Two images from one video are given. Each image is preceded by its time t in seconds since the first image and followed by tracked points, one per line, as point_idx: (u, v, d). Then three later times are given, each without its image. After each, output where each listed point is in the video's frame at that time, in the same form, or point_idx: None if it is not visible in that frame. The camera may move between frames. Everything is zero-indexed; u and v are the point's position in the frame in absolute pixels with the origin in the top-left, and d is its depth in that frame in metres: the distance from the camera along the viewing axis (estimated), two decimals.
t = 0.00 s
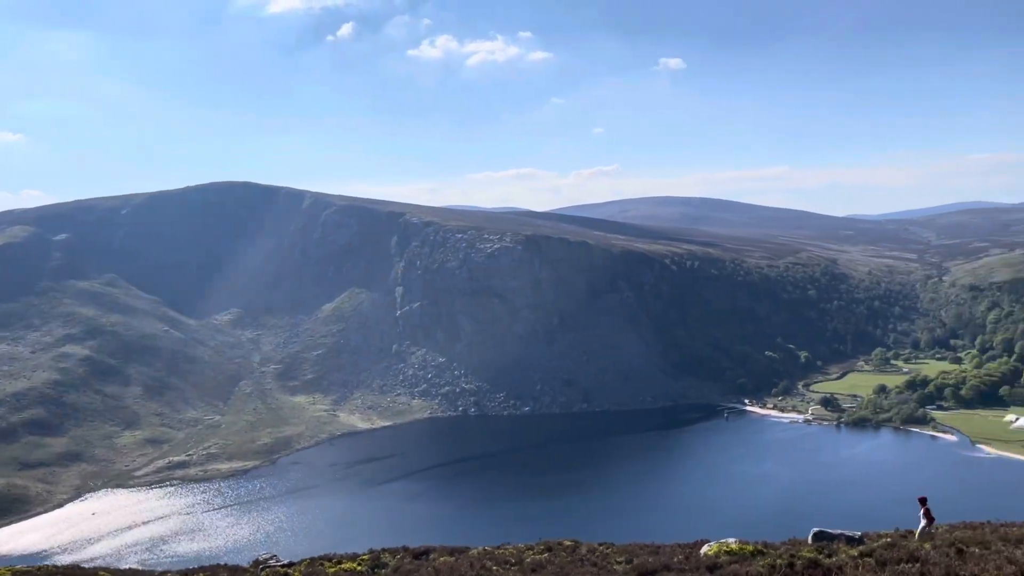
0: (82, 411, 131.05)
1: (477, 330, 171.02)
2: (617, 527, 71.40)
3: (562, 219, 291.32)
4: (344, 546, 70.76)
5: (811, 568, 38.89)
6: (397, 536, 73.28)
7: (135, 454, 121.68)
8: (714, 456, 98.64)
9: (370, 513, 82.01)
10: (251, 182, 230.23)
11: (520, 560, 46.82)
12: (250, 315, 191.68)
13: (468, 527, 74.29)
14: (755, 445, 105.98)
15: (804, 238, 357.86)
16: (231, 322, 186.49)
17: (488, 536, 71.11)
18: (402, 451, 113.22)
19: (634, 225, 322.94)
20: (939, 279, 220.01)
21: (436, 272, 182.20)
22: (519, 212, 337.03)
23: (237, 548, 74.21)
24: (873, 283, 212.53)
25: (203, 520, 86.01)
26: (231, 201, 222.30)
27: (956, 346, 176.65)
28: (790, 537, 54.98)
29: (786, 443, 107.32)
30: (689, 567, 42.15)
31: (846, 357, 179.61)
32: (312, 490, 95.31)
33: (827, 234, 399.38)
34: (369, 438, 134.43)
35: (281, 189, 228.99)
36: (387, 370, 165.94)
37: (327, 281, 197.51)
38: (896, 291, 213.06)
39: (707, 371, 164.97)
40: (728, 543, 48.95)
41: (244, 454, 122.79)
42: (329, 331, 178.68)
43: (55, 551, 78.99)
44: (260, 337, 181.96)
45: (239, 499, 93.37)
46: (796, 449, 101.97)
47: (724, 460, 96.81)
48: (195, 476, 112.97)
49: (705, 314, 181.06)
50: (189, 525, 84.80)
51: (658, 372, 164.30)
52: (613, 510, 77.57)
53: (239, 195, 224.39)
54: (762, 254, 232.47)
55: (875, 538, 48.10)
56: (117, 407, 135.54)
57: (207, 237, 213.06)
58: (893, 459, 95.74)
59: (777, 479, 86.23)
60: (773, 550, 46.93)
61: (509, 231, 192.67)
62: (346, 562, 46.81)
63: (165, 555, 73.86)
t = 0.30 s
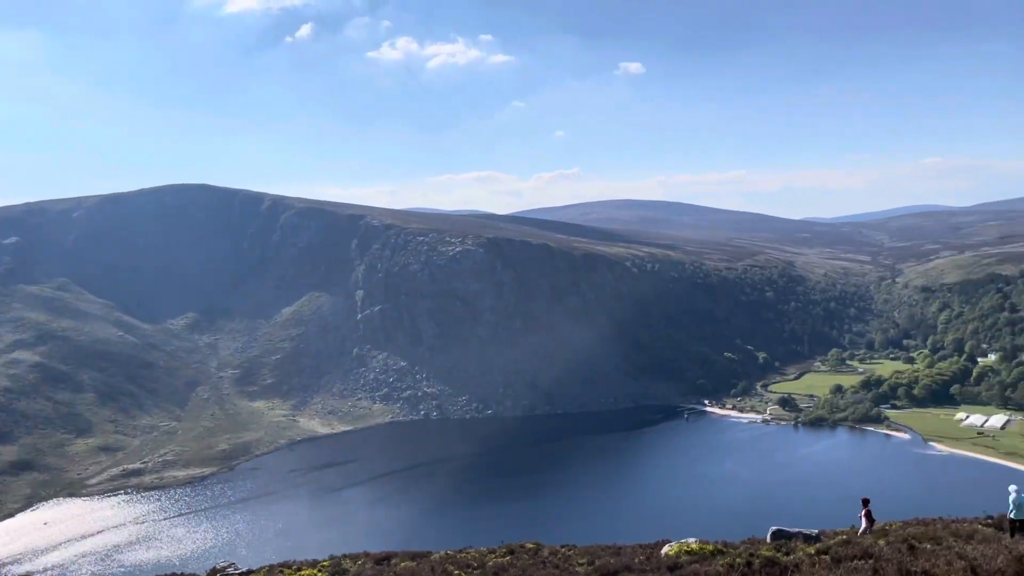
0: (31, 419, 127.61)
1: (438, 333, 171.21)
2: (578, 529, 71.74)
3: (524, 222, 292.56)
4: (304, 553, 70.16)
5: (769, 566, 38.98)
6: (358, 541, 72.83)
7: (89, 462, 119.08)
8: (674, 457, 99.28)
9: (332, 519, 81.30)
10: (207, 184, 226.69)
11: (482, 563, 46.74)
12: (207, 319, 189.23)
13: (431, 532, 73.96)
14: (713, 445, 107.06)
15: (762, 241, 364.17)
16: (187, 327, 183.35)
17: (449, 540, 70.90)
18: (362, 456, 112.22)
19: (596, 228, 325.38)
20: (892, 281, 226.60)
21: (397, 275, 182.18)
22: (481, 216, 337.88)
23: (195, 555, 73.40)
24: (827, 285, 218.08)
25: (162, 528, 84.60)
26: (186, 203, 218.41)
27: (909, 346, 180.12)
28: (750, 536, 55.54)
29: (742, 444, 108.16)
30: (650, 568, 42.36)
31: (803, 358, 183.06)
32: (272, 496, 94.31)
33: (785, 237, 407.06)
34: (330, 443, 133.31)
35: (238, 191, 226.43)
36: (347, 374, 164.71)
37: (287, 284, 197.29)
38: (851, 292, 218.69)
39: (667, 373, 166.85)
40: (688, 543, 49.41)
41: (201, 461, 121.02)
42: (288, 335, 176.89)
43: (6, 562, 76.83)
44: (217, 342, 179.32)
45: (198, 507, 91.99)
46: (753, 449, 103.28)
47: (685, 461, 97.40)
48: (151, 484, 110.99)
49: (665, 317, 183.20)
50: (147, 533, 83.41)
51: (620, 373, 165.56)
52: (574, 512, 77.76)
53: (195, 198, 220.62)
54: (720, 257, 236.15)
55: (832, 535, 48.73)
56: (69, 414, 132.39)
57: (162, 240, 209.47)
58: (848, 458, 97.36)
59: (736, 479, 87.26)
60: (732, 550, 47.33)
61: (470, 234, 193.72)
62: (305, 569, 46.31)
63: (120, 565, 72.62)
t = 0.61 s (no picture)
0: None
1: (400, 337, 170.60)
2: (539, 531, 71.97)
3: (486, 226, 293.33)
4: (263, 561, 69.43)
5: (726, 565, 38.21)
6: (320, 548, 72.20)
7: (38, 472, 116.42)
8: (634, 459, 100.09)
9: (292, 526, 80.37)
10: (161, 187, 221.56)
11: (443, 568, 46.59)
12: (162, 325, 185.36)
13: (394, 537, 73.53)
14: (670, 446, 108.02)
15: (722, 244, 369.48)
16: (141, 332, 179.53)
17: (410, 545, 70.52)
18: (320, 462, 111.26)
19: (557, 232, 327.12)
20: (847, 284, 233.97)
21: (357, 278, 180.96)
22: (443, 219, 337.88)
23: (151, 566, 72.30)
24: (783, 287, 222.71)
25: (117, 537, 83.04)
26: (138, 206, 212.96)
27: (864, 346, 183.70)
28: (708, 536, 56.06)
29: (699, 445, 108.68)
30: (610, 569, 42.20)
31: (761, 359, 186.53)
32: (230, 504, 93.06)
33: (745, 240, 413.21)
34: (289, 448, 131.96)
35: (195, 194, 222.94)
36: (306, 380, 162.16)
37: (244, 290, 195.49)
38: (807, 294, 224.27)
39: (628, 375, 168.76)
40: (648, 544, 49.41)
41: (156, 469, 119.14)
42: (246, 340, 174.64)
43: None
44: (173, 348, 176.15)
45: (154, 515, 90.37)
46: (709, 450, 104.59)
47: (644, 462, 98.12)
48: (104, 493, 108.82)
49: (626, 318, 185.38)
50: (102, 542, 81.83)
51: (581, 375, 166.56)
52: (536, 515, 77.95)
53: (148, 201, 215.13)
54: (679, 260, 239.53)
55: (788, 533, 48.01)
56: (18, 423, 129.12)
57: (115, 242, 203.82)
58: (805, 457, 98.85)
59: (696, 480, 88.12)
60: (692, 550, 47.33)
61: (431, 237, 194.52)
62: None
63: None
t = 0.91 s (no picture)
0: None
1: (361, 341, 170.06)
2: (501, 534, 72.17)
3: (447, 228, 293.88)
4: (225, 570, 68.57)
5: (686, 565, 35.99)
6: (284, 555, 71.78)
7: None
8: (593, 461, 100.96)
9: (251, 533, 79.36)
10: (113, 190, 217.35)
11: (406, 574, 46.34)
12: (117, 329, 180.36)
13: (358, 543, 73.14)
14: (630, 448, 108.90)
15: (681, 247, 374.95)
16: (95, 337, 174.45)
17: (373, 551, 70.25)
18: (280, 468, 110.14)
19: (519, 235, 328.64)
20: (803, 286, 240.27)
21: (317, 283, 180.76)
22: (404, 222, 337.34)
23: None
24: (740, 291, 227.47)
25: (70, 547, 81.21)
26: (91, 209, 208.41)
27: (820, 348, 187.33)
28: (671, 536, 56.64)
29: (655, 447, 109.88)
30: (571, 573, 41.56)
31: (721, 360, 189.08)
32: (187, 511, 91.57)
33: (706, 243, 419.46)
34: (248, 454, 130.37)
35: (149, 196, 219.28)
36: (265, 385, 160.04)
37: (203, 291, 191.15)
38: (763, 297, 228.81)
39: (590, 377, 170.10)
40: (613, 546, 48.54)
41: (111, 477, 116.71)
42: (203, 344, 170.87)
43: None
44: (128, 352, 171.59)
45: (107, 524, 88.47)
46: (666, 451, 106.12)
47: (604, 464, 98.78)
48: (56, 502, 106.20)
49: (587, 321, 188.52)
50: (54, 553, 79.95)
51: (543, 377, 167.86)
52: (500, 517, 78.11)
53: (102, 203, 210.81)
54: (638, 263, 242.77)
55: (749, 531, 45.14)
56: None
57: (66, 245, 198.13)
58: (764, 457, 100.47)
59: (657, 480, 88.98)
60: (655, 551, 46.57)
61: (392, 241, 196.08)
62: None
63: None
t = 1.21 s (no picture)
0: None
1: (324, 345, 168.57)
2: (465, 538, 71.96)
3: (411, 231, 293.24)
4: None
5: (650, 566, 35.18)
6: (247, 562, 70.95)
7: None
8: (555, 463, 101.05)
9: (210, 541, 78.04)
10: (68, 191, 212.60)
11: None
12: (72, 334, 176.17)
13: (322, 548, 72.56)
14: (590, 450, 109.54)
15: (645, 250, 378.65)
16: (50, 342, 169.86)
17: (338, 556, 69.77)
18: (242, 473, 108.95)
19: (483, 238, 329.16)
20: (764, 289, 244.49)
21: (279, 286, 179.16)
22: (367, 225, 335.94)
23: None
24: (703, 295, 230.64)
25: (21, 557, 79.13)
26: (46, 211, 203.39)
27: (781, 349, 190.13)
28: (635, 538, 57.11)
29: (617, 448, 111.01)
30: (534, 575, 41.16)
31: (683, 362, 191.26)
32: (144, 519, 89.88)
33: (669, 245, 424.15)
34: (209, 460, 128.48)
35: (105, 198, 215.06)
36: (225, 389, 158.19)
37: (162, 295, 188.19)
38: (725, 301, 232.76)
39: (554, 380, 170.88)
40: (578, 547, 47.36)
41: (66, 485, 114.01)
42: (163, 348, 168.09)
43: None
44: (84, 358, 167.81)
45: (60, 533, 86.29)
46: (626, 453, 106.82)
47: (568, 466, 99.18)
48: (7, 511, 103.39)
49: (551, 324, 189.88)
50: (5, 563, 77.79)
51: (507, 380, 168.34)
52: (466, 521, 77.96)
53: (56, 205, 206.16)
54: (601, 266, 244.53)
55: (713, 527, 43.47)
56: None
57: (20, 247, 192.52)
58: (725, 457, 101.89)
59: (621, 482, 89.66)
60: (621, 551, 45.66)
61: (355, 244, 195.19)
62: None
63: None
